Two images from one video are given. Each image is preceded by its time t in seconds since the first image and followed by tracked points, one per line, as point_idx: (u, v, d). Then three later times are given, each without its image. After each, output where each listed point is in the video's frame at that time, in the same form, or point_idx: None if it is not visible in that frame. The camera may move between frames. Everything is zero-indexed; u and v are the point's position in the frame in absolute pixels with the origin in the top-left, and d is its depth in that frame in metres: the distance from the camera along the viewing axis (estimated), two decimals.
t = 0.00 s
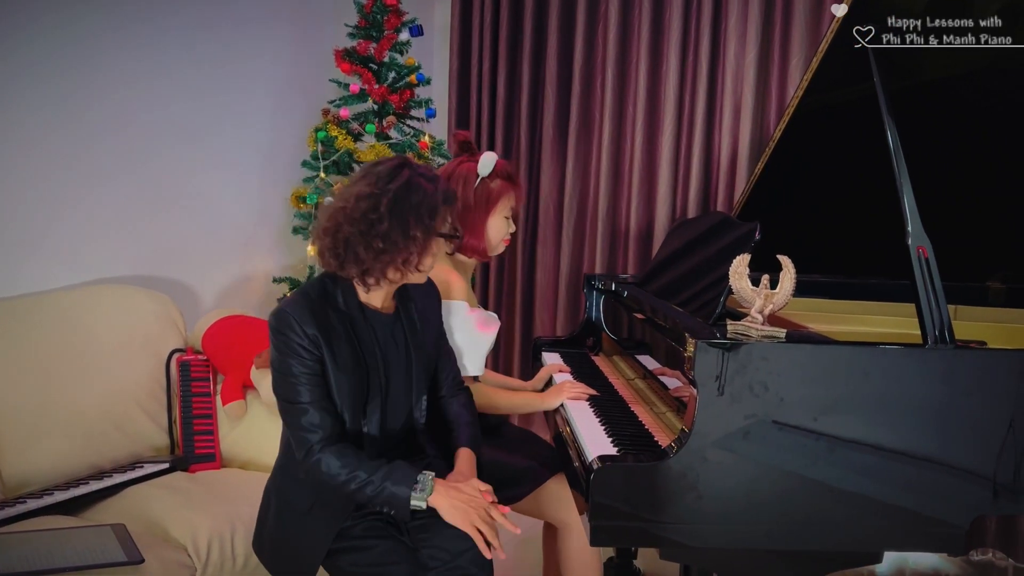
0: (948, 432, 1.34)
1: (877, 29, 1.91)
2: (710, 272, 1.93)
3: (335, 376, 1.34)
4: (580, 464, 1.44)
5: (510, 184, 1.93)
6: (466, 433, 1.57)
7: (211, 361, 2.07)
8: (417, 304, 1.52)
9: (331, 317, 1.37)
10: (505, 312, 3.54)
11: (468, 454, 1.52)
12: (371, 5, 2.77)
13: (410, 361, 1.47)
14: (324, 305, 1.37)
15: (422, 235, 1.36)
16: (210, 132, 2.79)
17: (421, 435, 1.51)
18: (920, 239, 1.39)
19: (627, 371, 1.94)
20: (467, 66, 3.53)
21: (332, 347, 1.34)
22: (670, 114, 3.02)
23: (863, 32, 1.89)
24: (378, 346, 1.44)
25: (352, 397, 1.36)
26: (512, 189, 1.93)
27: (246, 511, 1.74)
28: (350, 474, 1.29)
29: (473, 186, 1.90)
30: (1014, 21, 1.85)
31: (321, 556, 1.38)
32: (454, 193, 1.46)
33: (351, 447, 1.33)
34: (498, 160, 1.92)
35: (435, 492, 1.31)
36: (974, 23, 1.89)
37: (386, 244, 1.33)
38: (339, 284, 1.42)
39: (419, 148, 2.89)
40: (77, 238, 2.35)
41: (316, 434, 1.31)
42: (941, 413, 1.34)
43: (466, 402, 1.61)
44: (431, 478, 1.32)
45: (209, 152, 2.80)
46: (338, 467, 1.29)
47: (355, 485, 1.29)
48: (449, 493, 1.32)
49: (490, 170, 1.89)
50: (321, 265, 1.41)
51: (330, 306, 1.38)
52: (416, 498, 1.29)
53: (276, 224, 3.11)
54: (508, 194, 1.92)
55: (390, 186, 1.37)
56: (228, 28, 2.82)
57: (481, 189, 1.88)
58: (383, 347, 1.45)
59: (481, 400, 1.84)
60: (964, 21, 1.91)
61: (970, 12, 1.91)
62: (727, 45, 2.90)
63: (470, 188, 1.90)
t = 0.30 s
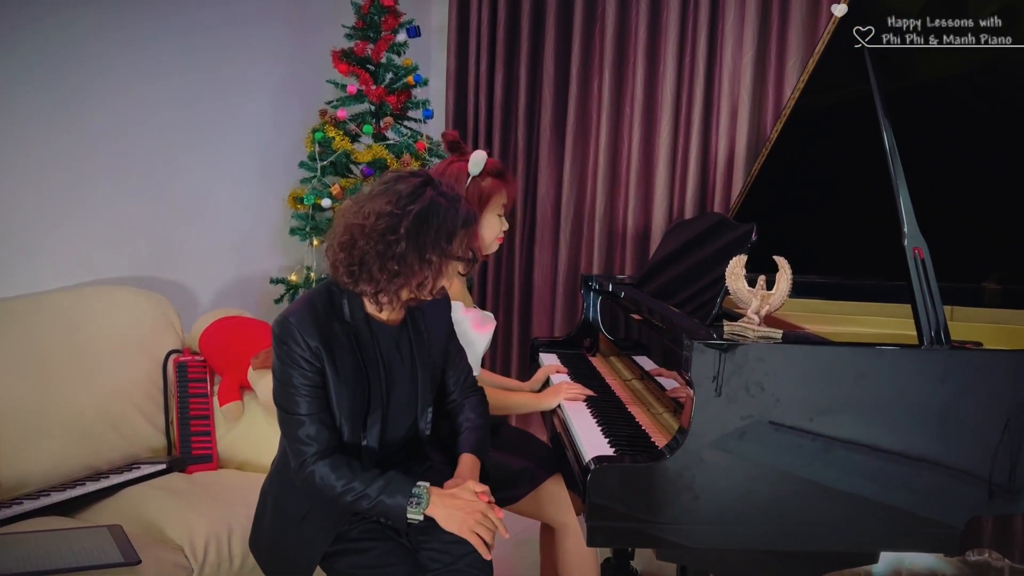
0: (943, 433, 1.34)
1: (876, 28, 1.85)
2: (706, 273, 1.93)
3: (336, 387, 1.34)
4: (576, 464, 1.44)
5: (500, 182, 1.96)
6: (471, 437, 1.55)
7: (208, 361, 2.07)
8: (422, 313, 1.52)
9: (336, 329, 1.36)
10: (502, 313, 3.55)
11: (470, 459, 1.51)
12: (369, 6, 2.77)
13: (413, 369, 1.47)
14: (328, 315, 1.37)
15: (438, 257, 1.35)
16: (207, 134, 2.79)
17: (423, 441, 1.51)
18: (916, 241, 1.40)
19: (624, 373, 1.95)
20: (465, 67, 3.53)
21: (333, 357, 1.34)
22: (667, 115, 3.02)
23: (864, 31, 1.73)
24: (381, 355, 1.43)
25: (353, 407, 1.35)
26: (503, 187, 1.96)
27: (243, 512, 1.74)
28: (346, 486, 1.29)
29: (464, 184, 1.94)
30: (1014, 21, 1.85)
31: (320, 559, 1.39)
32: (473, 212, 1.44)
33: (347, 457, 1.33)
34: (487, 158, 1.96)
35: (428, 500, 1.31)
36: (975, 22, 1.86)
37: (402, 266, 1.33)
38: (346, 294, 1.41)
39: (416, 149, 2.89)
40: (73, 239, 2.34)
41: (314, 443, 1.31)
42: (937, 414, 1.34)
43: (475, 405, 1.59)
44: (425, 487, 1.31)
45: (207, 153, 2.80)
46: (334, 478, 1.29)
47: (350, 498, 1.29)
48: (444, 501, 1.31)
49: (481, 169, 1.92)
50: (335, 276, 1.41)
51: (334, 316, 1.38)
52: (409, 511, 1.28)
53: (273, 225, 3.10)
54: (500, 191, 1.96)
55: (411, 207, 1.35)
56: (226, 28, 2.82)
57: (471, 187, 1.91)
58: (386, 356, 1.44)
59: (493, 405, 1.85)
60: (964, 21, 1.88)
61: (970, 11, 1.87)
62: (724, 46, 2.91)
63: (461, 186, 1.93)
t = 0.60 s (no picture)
0: (940, 435, 1.35)
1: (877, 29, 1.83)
2: (702, 276, 1.94)
3: (326, 386, 1.33)
4: (574, 466, 1.44)
5: (484, 178, 1.99)
6: (466, 438, 1.54)
7: (205, 363, 2.08)
8: (413, 314, 1.51)
9: (324, 329, 1.36)
10: (500, 315, 3.55)
11: (463, 460, 1.49)
12: (367, 8, 2.77)
13: (404, 369, 1.47)
14: (315, 316, 1.37)
15: (425, 259, 1.34)
16: (204, 135, 2.79)
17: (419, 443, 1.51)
18: (913, 243, 1.40)
19: (622, 375, 1.95)
20: (462, 70, 3.54)
21: (322, 356, 1.33)
22: (665, 118, 3.02)
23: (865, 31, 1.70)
24: (370, 355, 1.43)
25: (343, 407, 1.34)
26: (487, 184, 1.99)
27: (240, 514, 1.74)
28: (335, 487, 1.27)
29: (448, 182, 1.94)
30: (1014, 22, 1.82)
31: (314, 560, 1.39)
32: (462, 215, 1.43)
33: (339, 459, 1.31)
34: (471, 156, 1.98)
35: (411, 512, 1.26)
36: (975, 22, 1.85)
37: (387, 266, 1.32)
38: (335, 296, 1.42)
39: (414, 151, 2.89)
40: (70, 241, 2.33)
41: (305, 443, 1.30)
42: (933, 416, 1.34)
43: (469, 407, 1.59)
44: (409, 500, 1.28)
45: (204, 155, 2.80)
46: (325, 479, 1.28)
47: (340, 501, 1.27)
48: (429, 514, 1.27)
49: (464, 166, 1.93)
50: (323, 276, 1.40)
51: (323, 317, 1.38)
52: (395, 521, 1.25)
53: (270, 227, 3.11)
54: (484, 188, 1.98)
55: (399, 207, 1.34)
56: (223, 30, 2.82)
57: (456, 184, 1.93)
58: (375, 357, 1.44)
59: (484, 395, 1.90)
60: (964, 21, 1.86)
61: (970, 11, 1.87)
62: (721, 49, 2.91)
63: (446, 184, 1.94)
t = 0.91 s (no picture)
0: (939, 437, 1.35)
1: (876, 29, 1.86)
2: (701, 278, 1.93)
3: (314, 381, 1.33)
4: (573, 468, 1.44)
5: (460, 179, 1.95)
6: (464, 437, 1.51)
7: (204, 365, 2.07)
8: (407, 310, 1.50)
9: (313, 323, 1.36)
10: (499, 317, 3.53)
11: (458, 460, 1.46)
12: (367, 9, 2.77)
13: (396, 365, 1.47)
14: (304, 309, 1.37)
15: (400, 245, 1.34)
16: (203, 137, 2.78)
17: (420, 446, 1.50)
18: (912, 244, 1.40)
19: (621, 376, 1.95)
20: (462, 72, 3.54)
21: (310, 349, 1.34)
22: (664, 119, 3.03)
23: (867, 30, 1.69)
24: (361, 350, 1.43)
25: (331, 401, 1.34)
26: (462, 184, 1.94)
27: (239, 516, 1.74)
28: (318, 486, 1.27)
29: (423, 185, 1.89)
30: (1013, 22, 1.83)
31: (310, 561, 1.38)
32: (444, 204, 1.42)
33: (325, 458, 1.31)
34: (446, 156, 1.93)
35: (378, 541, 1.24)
36: (974, 22, 1.85)
37: (362, 253, 1.32)
38: (323, 291, 1.42)
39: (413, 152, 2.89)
40: (70, 243, 2.33)
41: (293, 438, 1.31)
42: (932, 418, 1.34)
43: (467, 406, 1.57)
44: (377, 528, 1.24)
45: (204, 157, 2.79)
46: (310, 475, 1.28)
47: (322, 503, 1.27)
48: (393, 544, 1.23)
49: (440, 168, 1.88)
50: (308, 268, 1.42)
51: (312, 310, 1.38)
52: (365, 544, 1.24)
53: (269, 229, 3.11)
54: (460, 189, 1.94)
55: (374, 195, 1.36)
56: (223, 32, 2.82)
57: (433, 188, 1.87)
58: (367, 351, 1.44)
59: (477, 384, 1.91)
60: (964, 21, 1.87)
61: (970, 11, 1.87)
62: (720, 51, 2.91)
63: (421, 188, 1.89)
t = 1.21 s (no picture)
0: (938, 439, 1.35)
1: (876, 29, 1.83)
2: (701, 279, 1.94)
3: (304, 372, 1.34)
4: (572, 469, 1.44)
5: (471, 180, 1.96)
6: (463, 438, 1.46)
7: (203, 365, 2.07)
8: (411, 312, 1.46)
9: (310, 313, 1.37)
10: (498, 319, 3.54)
11: (452, 458, 1.40)
12: (366, 11, 2.77)
13: (395, 364, 1.44)
14: (305, 298, 1.38)
15: (314, 215, 1.38)
16: (202, 138, 2.79)
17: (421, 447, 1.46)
18: (910, 246, 1.40)
19: (620, 377, 1.95)
20: (461, 74, 3.55)
21: (303, 340, 1.35)
22: (663, 121, 3.03)
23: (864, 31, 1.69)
24: (359, 345, 1.42)
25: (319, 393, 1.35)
26: (473, 185, 1.95)
27: (238, 518, 1.73)
28: (274, 471, 1.27)
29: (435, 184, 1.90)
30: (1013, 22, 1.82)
31: (306, 559, 1.38)
32: (361, 182, 1.35)
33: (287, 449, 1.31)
34: (458, 157, 1.95)
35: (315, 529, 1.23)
36: (974, 22, 1.85)
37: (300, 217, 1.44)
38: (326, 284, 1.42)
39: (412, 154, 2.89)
40: (69, 244, 2.33)
41: (272, 426, 1.32)
42: (931, 420, 1.34)
43: (472, 413, 1.50)
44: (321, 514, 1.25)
45: (203, 158, 2.80)
46: (271, 459, 1.28)
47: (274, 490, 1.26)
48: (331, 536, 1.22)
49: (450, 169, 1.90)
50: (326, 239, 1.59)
51: (313, 301, 1.39)
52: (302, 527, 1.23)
53: (268, 230, 3.11)
54: (471, 190, 1.95)
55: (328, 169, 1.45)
56: (222, 33, 2.82)
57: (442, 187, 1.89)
58: (365, 346, 1.42)
59: (485, 390, 1.88)
60: (964, 21, 1.87)
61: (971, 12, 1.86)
62: (720, 52, 2.92)
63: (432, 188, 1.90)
